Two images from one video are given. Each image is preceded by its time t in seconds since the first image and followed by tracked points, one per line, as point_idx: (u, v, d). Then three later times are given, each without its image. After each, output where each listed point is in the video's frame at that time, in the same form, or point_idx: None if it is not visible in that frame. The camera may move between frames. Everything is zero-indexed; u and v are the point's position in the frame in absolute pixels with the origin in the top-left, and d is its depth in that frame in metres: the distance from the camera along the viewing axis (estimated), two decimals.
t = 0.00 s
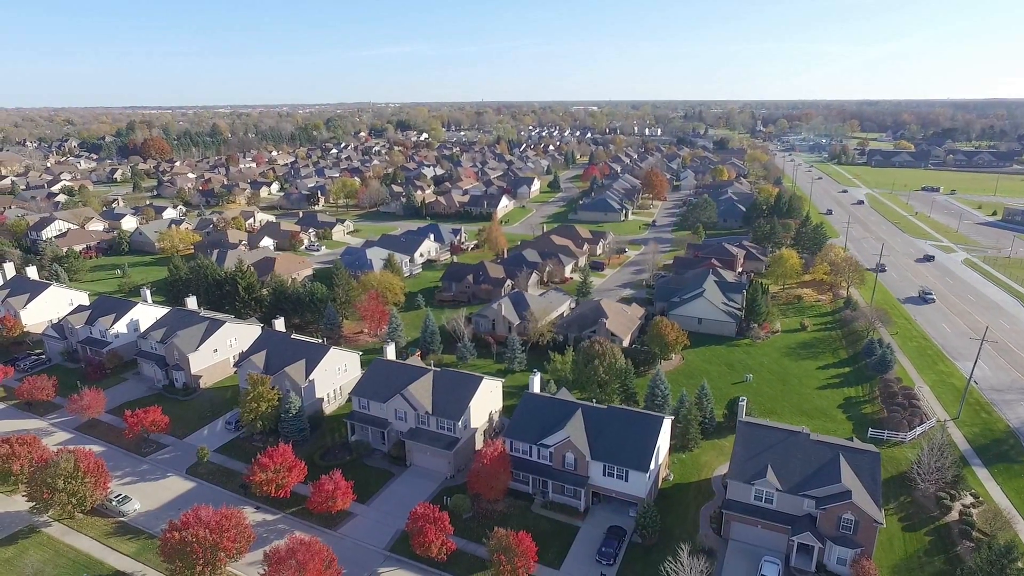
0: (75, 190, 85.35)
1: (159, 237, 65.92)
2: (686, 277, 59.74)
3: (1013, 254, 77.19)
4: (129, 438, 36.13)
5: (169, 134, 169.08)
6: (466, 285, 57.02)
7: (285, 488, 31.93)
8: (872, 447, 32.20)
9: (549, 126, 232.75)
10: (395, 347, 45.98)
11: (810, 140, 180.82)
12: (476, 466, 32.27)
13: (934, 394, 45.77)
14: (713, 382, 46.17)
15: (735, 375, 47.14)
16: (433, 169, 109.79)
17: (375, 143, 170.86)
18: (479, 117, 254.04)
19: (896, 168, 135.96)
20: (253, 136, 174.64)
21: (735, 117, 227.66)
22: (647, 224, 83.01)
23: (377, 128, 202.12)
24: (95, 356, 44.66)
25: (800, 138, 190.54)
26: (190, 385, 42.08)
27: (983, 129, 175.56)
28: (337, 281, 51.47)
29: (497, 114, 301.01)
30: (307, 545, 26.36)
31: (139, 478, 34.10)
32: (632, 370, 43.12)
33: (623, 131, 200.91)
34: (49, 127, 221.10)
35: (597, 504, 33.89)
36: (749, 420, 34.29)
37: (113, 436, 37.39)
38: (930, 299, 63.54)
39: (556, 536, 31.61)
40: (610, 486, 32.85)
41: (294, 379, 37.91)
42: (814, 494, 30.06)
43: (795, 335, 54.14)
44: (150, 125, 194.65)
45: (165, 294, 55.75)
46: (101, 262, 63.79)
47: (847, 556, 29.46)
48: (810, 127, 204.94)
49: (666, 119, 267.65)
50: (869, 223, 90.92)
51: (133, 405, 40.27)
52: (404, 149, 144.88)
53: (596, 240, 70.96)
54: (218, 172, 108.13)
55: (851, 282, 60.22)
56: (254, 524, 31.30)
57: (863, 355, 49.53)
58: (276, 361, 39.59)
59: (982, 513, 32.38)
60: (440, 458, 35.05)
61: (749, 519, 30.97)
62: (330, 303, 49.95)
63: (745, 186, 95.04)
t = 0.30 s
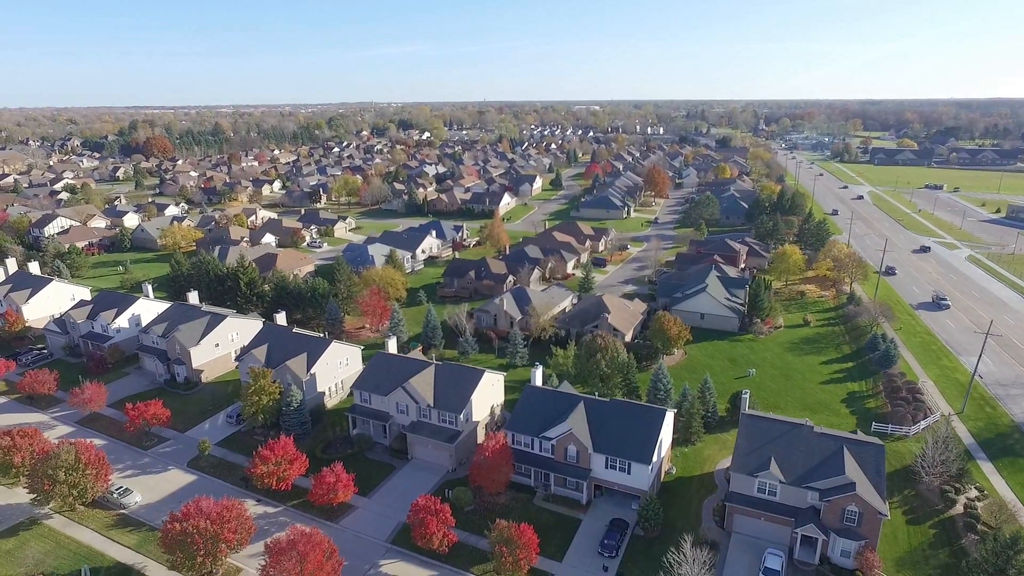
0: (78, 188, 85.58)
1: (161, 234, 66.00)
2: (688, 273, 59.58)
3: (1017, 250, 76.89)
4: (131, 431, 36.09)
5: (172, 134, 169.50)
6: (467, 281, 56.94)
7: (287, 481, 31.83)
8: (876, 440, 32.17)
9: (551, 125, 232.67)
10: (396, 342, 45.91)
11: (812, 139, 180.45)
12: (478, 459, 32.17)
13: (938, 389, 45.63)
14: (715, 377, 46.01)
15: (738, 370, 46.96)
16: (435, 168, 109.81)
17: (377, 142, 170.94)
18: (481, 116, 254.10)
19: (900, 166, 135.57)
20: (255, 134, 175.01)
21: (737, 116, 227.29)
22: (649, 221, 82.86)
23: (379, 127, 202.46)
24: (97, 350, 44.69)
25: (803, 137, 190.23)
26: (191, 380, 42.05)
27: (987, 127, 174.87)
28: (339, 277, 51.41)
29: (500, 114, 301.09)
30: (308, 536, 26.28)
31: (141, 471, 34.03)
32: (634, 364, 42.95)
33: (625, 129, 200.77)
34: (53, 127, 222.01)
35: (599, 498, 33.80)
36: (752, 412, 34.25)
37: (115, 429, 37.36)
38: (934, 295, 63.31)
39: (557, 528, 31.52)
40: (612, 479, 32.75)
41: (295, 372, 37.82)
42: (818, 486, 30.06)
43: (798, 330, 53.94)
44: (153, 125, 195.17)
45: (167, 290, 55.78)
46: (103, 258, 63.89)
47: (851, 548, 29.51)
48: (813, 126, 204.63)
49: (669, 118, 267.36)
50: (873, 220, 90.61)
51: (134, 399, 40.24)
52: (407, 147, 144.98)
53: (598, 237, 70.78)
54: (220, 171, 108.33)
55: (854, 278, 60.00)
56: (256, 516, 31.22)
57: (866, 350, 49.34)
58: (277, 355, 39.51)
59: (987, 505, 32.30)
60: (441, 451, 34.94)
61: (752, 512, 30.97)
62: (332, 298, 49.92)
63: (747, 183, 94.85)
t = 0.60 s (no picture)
0: (76, 186, 85.44)
1: (160, 231, 65.86)
2: (688, 268, 59.49)
3: (1017, 247, 76.89)
4: (129, 425, 35.92)
5: (171, 133, 169.40)
6: (467, 277, 56.79)
7: (285, 474, 31.67)
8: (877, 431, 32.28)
9: (551, 125, 232.60)
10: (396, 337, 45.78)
11: (811, 137, 180.40)
12: (477, 451, 32.05)
13: (939, 383, 45.71)
14: (715, 371, 45.94)
15: (738, 365, 46.87)
16: (434, 166, 109.76)
17: (376, 141, 170.84)
18: (480, 115, 254.10)
19: (899, 164, 135.53)
20: (255, 134, 174.91)
21: (736, 115, 227.28)
22: (649, 218, 82.73)
23: (378, 126, 202.39)
24: (95, 346, 44.57)
25: (802, 135, 190.20)
26: (190, 374, 41.91)
27: (986, 126, 174.81)
28: (338, 272, 51.28)
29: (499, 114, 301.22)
30: (307, 527, 26.12)
31: (139, 465, 33.84)
32: (634, 358, 42.84)
33: (625, 128, 200.70)
34: (53, 126, 221.74)
35: (599, 490, 33.72)
36: (753, 405, 34.43)
37: (113, 424, 37.20)
38: (934, 291, 63.30)
39: (557, 521, 31.44)
40: (612, 471, 32.65)
41: (294, 366, 37.63)
42: (818, 477, 30.26)
43: (799, 325, 53.86)
44: (153, 124, 194.90)
45: (165, 287, 55.65)
46: (101, 256, 63.78)
47: (852, 539, 29.71)
48: (812, 125, 204.70)
49: (668, 117, 267.34)
50: (873, 217, 90.51)
51: (132, 394, 40.09)
52: (406, 146, 144.87)
53: (598, 234, 70.64)
54: (219, 169, 108.22)
55: (855, 274, 59.91)
56: (255, 509, 31.06)
57: (867, 345, 49.31)
58: (276, 349, 39.35)
59: (988, 497, 32.43)
60: (441, 445, 34.78)
61: (753, 503, 31.17)
62: (331, 294, 49.79)
63: (747, 180, 94.73)
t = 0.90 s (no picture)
0: (70, 184, 85.02)
1: (155, 228, 65.57)
2: (685, 264, 59.46)
3: (1013, 243, 77.16)
4: (124, 420, 35.69)
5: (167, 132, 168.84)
6: (464, 273, 56.64)
7: (281, 467, 31.49)
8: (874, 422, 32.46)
9: (548, 124, 232.63)
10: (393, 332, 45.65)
11: (808, 136, 180.76)
12: (474, 444, 31.94)
13: (936, 377, 45.98)
14: (713, 366, 45.90)
15: (736, 359, 46.84)
16: (431, 164, 109.68)
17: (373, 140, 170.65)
18: (477, 115, 254.13)
19: (895, 162, 135.87)
20: (251, 133, 174.41)
21: (733, 114, 227.63)
22: (646, 216, 82.70)
23: (375, 126, 202.09)
24: (90, 342, 44.33)
25: (799, 134, 190.52)
26: (185, 370, 41.69)
27: (982, 124, 175.35)
28: (334, 268, 51.09)
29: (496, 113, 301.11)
30: (303, 519, 25.96)
31: (133, 460, 33.60)
32: (632, 352, 42.76)
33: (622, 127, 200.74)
34: (47, 125, 220.66)
35: (597, 483, 33.69)
36: (751, 396, 34.68)
37: (108, 419, 36.97)
38: (931, 286, 63.48)
39: (555, 513, 31.41)
40: (610, 463, 32.59)
41: (290, 360, 37.40)
42: (817, 468, 30.57)
43: (796, 320, 53.90)
44: (149, 123, 194.16)
45: (161, 283, 55.42)
46: (96, 253, 63.48)
47: (850, 530, 30.07)
48: (809, 124, 205.14)
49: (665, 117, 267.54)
50: (869, 214, 90.63)
51: (127, 389, 39.87)
52: (403, 145, 144.63)
53: (595, 230, 70.57)
54: (215, 168, 107.85)
55: (852, 269, 59.94)
56: (251, 503, 30.89)
57: (864, 339, 49.41)
58: (272, 344, 39.15)
59: (986, 488, 32.65)
60: (438, 438, 34.61)
61: (751, 494, 31.48)
62: (327, 290, 49.62)
63: (743, 178, 94.75)
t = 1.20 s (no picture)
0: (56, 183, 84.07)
1: (143, 226, 64.94)
2: (677, 259, 59.63)
3: (999, 237, 78.10)
4: (111, 417, 35.27)
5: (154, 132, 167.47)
6: (455, 269, 56.50)
7: (271, 462, 31.18)
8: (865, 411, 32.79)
9: (539, 123, 232.81)
10: (384, 327, 45.44)
11: (796, 134, 181.95)
12: (466, 437, 31.80)
13: (925, 368, 46.52)
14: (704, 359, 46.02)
15: (727, 352, 46.98)
16: (422, 163, 109.44)
17: (363, 139, 170.19)
18: (468, 115, 253.99)
19: (883, 159, 137.08)
20: (239, 132, 173.28)
21: (722, 113, 228.85)
22: (637, 212, 82.89)
23: (365, 125, 201.54)
24: (76, 339, 43.81)
25: (787, 132, 191.80)
26: (174, 366, 41.26)
27: (967, 123, 177.26)
28: (324, 264, 50.80)
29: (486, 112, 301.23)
30: (293, 511, 25.71)
31: (121, 456, 33.18)
32: (624, 345, 42.75)
33: (612, 126, 201.23)
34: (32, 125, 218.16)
35: (589, 475, 33.70)
36: (742, 387, 34.91)
37: (95, 416, 36.52)
38: (919, 280, 64.07)
39: (548, 505, 31.39)
40: (602, 454, 32.58)
41: (280, 355, 37.10)
42: (809, 457, 30.83)
43: (786, 313, 54.19)
44: (136, 122, 192.31)
45: (149, 281, 54.89)
46: (83, 252, 62.80)
47: (842, 517, 30.34)
48: (797, 123, 206.63)
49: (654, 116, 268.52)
50: (858, 210, 91.29)
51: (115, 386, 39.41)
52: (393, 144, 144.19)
53: (586, 226, 70.62)
54: (203, 167, 107.05)
55: (841, 263, 60.31)
56: (240, 498, 30.58)
57: (854, 332, 49.74)
58: (262, 339, 38.83)
59: (975, 475, 33.15)
60: (429, 432, 34.44)
61: (743, 484, 31.78)
62: (317, 286, 49.35)
63: (733, 175, 95.21)
